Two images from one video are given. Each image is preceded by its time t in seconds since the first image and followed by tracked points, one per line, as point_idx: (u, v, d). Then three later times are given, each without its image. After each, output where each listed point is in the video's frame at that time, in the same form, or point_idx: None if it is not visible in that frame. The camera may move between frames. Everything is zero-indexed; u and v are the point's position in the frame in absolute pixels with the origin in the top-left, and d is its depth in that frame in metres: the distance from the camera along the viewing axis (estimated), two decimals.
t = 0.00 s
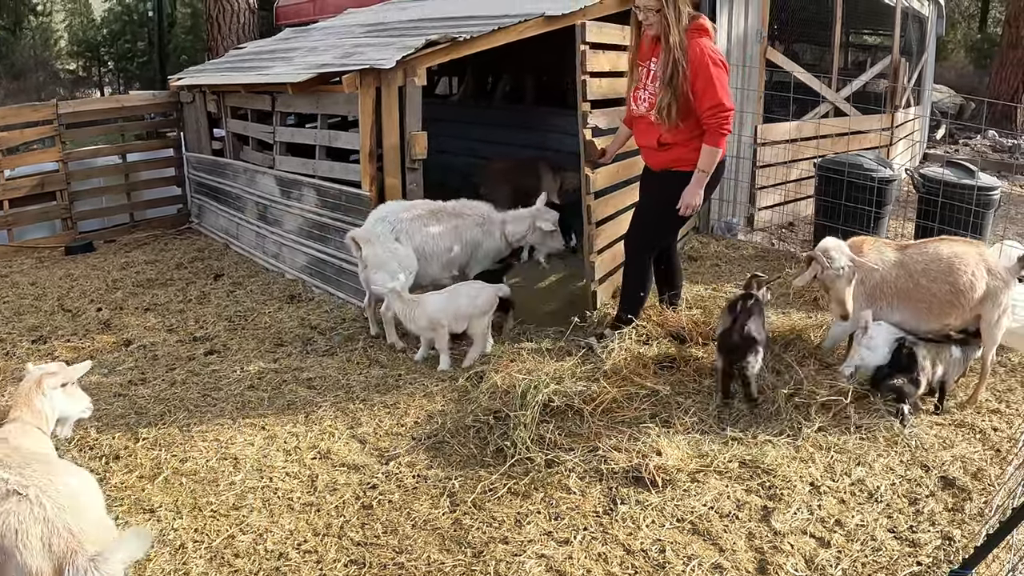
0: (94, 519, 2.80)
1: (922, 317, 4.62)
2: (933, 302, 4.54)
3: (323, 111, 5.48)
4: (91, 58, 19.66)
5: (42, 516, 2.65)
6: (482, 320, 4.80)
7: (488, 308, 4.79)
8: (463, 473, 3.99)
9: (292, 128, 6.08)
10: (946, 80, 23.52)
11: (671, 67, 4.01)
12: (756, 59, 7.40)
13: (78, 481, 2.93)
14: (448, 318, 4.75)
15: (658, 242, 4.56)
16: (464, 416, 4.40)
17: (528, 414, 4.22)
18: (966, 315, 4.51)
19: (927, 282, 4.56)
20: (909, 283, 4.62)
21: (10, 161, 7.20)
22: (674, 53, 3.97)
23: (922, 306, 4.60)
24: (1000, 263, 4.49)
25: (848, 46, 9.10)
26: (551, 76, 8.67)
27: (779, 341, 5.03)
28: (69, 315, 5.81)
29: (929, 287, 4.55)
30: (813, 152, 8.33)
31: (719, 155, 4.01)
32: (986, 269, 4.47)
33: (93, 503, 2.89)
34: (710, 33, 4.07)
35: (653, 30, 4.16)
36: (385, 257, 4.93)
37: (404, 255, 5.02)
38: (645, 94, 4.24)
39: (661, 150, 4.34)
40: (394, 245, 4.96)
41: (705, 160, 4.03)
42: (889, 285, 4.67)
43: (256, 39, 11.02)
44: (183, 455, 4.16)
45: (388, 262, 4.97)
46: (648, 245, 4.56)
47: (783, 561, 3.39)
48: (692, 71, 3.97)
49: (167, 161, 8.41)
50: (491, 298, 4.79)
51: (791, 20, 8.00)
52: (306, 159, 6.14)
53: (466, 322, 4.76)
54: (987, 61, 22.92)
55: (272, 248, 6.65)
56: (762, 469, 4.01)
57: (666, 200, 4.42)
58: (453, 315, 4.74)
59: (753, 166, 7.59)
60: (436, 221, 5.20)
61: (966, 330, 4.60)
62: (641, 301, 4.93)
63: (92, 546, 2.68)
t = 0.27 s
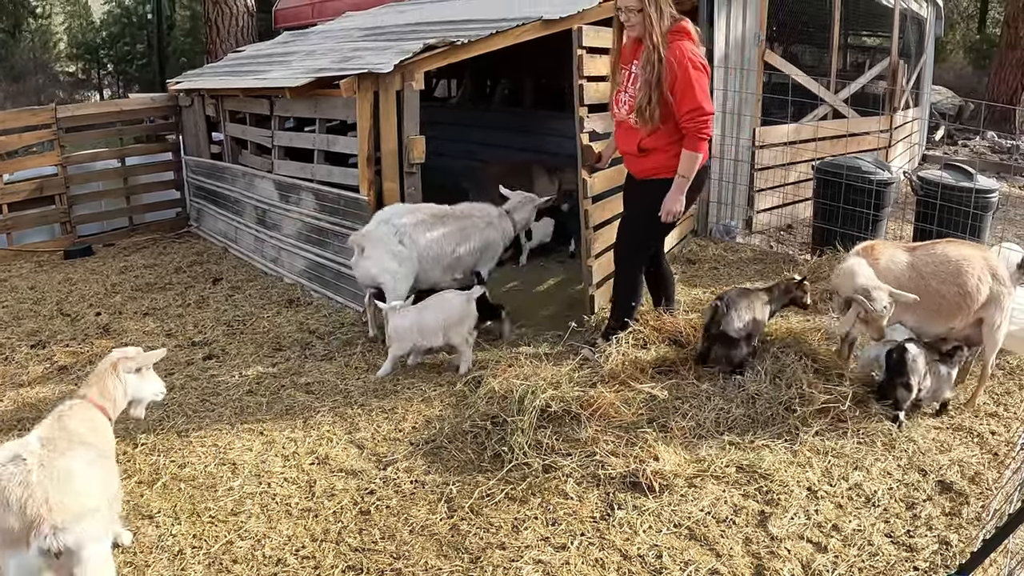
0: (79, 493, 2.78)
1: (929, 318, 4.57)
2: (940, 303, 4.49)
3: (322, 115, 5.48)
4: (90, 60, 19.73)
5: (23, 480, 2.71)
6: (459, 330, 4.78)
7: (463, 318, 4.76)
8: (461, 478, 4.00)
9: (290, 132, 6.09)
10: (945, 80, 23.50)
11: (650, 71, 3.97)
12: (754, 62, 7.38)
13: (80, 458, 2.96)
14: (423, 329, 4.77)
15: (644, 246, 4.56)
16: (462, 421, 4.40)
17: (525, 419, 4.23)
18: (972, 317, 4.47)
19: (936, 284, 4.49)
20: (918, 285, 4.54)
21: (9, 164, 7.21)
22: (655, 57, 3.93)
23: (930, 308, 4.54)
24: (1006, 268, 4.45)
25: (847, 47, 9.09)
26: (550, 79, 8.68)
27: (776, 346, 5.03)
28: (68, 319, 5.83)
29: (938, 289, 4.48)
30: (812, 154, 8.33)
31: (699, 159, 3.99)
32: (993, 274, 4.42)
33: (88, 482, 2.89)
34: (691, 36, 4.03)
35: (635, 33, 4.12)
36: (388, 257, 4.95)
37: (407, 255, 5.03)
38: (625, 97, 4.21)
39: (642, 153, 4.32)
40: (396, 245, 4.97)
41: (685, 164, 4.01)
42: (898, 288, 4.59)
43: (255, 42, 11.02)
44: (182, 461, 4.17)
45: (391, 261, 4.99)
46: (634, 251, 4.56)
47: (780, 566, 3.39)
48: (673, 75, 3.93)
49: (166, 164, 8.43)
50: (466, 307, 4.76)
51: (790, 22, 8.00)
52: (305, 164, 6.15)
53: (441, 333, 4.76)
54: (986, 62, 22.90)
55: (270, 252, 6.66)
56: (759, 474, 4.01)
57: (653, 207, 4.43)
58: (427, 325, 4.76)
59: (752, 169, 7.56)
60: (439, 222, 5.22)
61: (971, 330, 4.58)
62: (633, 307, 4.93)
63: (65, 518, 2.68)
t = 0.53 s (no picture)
0: (63, 470, 2.79)
1: (933, 317, 4.52)
2: (942, 300, 4.47)
3: (319, 118, 5.49)
4: (88, 63, 19.75)
5: (9, 451, 2.75)
6: (449, 336, 4.80)
7: (453, 325, 4.78)
8: (458, 481, 4.00)
9: (287, 135, 6.10)
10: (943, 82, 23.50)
11: (626, 69, 3.89)
12: (751, 63, 7.38)
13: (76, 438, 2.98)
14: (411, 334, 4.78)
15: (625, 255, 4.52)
16: (459, 424, 4.41)
17: (522, 422, 4.24)
18: (974, 316, 4.45)
19: (939, 281, 4.48)
20: (922, 282, 4.53)
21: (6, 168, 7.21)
22: (631, 57, 3.85)
23: (934, 306, 4.50)
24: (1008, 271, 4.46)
25: (843, 49, 9.11)
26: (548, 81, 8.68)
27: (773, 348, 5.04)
28: (66, 323, 5.83)
29: (942, 286, 4.46)
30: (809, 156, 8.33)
31: (673, 161, 3.93)
32: (996, 274, 4.42)
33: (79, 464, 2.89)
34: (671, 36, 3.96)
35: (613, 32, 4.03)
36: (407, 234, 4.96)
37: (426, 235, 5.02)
38: (601, 97, 4.13)
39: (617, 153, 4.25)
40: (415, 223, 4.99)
41: (658, 166, 3.95)
42: (901, 285, 4.58)
43: (253, 45, 11.03)
44: (179, 465, 4.18)
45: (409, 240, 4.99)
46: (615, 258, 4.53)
47: (776, 568, 3.39)
48: (649, 75, 3.85)
49: (165, 167, 8.44)
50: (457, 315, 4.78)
51: (786, 24, 8.02)
52: (303, 166, 6.17)
53: (431, 339, 4.78)
54: (984, 63, 22.92)
55: (268, 254, 6.66)
56: (756, 476, 4.01)
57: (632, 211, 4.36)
58: (414, 330, 4.77)
59: (749, 172, 7.55)
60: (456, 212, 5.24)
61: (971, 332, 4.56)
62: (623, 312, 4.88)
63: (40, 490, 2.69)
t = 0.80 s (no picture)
0: (79, 448, 2.89)
1: (942, 320, 4.47)
2: (954, 305, 4.40)
3: (318, 121, 5.49)
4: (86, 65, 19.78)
5: (33, 426, 2.91)
6: (443, 340, 4.80)
7: (447, 329, 4.79)
8: (458, 482, 4.01)
9: (287, 137, 6.10)
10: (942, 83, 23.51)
11: (610, 71, 3.83)
12: (750, 65, 7.39)
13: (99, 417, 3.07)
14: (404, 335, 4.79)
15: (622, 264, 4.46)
16: (459, 426, 4.41)
17: (522, 424, 4.25)
18: (980, 322, 4.44)
19: (952, 285, 4.42)
20: (933, 285, 4.44)
21: (6, 170, 7.20)
22: (615, 59, 3.79)
23: (945, 310, 4.43)
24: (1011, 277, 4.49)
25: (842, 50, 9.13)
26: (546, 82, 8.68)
27: (772, 349, 5.04)
28: (66, 325, 5.84)
29: (954, 290, 4.40)
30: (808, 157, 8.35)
31: (658, 164, 3.88)
32: (1003, 280, 4.43)
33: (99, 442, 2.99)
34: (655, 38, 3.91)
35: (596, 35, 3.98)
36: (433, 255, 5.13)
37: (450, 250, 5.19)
38: (585, 99, 4.07)
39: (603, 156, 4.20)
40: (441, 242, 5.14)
41: (644, 169, 3.90)
42: (912, 288, 4.49)
43: (252, 47, 11.02)
44: (179, 467, 4.18)
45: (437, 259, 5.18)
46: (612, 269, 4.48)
47: (776, 569, 3.40)
48: (633, 77, 3.79)
49: (164, 170, 8.43)
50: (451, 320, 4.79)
51: (785, 26, 8.03)
52: (302, 169, 6.17)
53: (427, 340, 4.80)
54: (982, 64, 22.96)
55: (268, 256, 6.66)
56: (755, 477, 4.02)
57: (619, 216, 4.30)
58: (408, 332, 4.78)
59: (748, 173, 7.56)
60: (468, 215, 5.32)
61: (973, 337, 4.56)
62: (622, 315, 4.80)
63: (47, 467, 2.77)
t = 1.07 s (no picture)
0: (111, 417, 3.17)
1: (948, 320, 4.50)
2: (962, 305, 4.43)
3: (319, 123, 5.49)
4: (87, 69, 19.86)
5: (75, 391, 3.18)
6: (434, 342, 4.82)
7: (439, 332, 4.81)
8: (461, 484, 4.01)
9: (288, 140, 6.11)
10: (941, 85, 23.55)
11: (609, 73, 3.82)
12: (750, 66, 7.41)
13: (141, 389, 3.36)
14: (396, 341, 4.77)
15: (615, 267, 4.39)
16: (461, 427, 4.41)
17: (524, 425, 4.25)
18: (986, 322, 4.47)
19: (959, 285, 4.45)
20: (940, 285, 4.48)
21: (7, 173, 7.21)
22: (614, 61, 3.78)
23: (951, 310, 4.47)
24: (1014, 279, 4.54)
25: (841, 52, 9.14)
26: (547, 84, 8.69)
27: (773, 351, 5.05)
28: (67, 327, 5.85)
29: (961, 290, 4.43)
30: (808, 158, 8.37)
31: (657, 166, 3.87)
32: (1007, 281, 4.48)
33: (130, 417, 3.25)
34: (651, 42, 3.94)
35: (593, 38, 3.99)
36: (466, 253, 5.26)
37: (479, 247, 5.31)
38: (582, 100, 4.04)
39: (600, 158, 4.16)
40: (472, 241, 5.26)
41: (643, 171, 3.88)
42: (918, 288, 4.52)
43: (253, 50, 11.03)
44: (182, 469, 4.19)
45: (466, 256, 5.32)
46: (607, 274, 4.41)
47: (778, 569, 3.40)
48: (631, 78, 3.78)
49: (165, 172, 8.44)
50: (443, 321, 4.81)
51: (785, 28, 8.05)
52: (304, 171, 6.18)
53: (419, 340, 4.80)
54: (982, 66, 23.02)
55: (269, 259, 6.66)
56: (757, 478, 4.03)
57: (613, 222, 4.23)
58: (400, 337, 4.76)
59: (749, 174, 7.57)
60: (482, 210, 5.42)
61: (976, 337, 4.60)
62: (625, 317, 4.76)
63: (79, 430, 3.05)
